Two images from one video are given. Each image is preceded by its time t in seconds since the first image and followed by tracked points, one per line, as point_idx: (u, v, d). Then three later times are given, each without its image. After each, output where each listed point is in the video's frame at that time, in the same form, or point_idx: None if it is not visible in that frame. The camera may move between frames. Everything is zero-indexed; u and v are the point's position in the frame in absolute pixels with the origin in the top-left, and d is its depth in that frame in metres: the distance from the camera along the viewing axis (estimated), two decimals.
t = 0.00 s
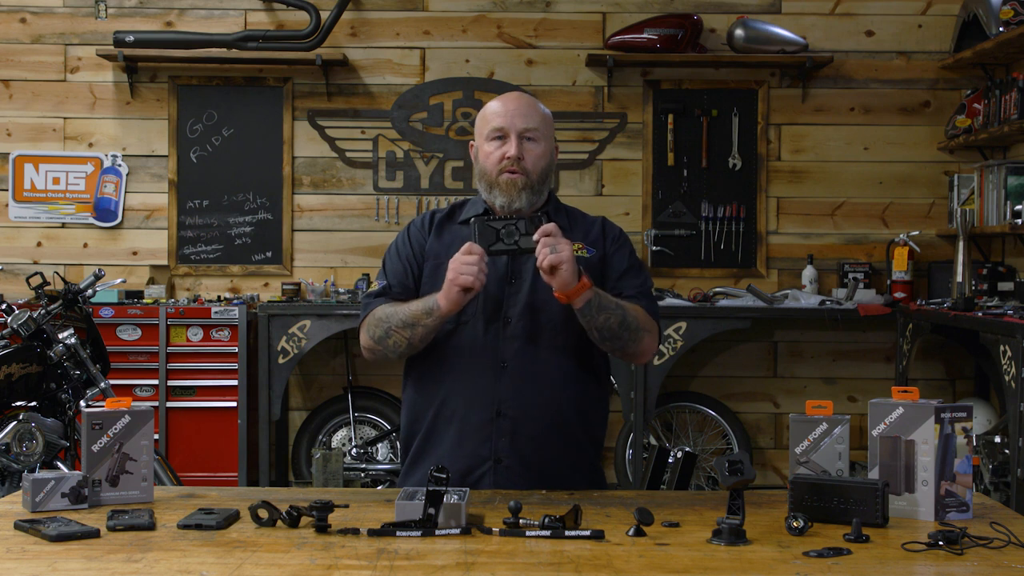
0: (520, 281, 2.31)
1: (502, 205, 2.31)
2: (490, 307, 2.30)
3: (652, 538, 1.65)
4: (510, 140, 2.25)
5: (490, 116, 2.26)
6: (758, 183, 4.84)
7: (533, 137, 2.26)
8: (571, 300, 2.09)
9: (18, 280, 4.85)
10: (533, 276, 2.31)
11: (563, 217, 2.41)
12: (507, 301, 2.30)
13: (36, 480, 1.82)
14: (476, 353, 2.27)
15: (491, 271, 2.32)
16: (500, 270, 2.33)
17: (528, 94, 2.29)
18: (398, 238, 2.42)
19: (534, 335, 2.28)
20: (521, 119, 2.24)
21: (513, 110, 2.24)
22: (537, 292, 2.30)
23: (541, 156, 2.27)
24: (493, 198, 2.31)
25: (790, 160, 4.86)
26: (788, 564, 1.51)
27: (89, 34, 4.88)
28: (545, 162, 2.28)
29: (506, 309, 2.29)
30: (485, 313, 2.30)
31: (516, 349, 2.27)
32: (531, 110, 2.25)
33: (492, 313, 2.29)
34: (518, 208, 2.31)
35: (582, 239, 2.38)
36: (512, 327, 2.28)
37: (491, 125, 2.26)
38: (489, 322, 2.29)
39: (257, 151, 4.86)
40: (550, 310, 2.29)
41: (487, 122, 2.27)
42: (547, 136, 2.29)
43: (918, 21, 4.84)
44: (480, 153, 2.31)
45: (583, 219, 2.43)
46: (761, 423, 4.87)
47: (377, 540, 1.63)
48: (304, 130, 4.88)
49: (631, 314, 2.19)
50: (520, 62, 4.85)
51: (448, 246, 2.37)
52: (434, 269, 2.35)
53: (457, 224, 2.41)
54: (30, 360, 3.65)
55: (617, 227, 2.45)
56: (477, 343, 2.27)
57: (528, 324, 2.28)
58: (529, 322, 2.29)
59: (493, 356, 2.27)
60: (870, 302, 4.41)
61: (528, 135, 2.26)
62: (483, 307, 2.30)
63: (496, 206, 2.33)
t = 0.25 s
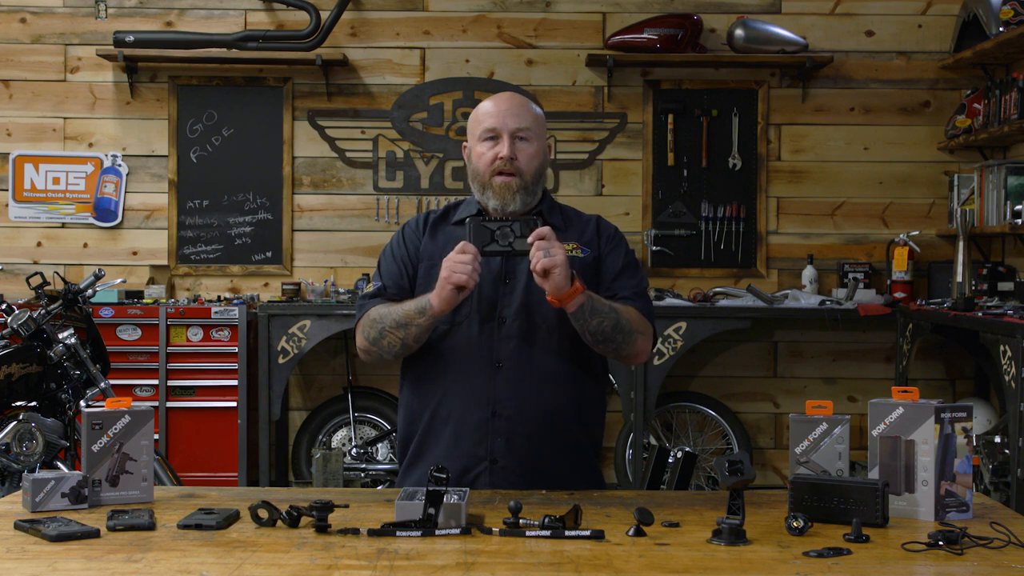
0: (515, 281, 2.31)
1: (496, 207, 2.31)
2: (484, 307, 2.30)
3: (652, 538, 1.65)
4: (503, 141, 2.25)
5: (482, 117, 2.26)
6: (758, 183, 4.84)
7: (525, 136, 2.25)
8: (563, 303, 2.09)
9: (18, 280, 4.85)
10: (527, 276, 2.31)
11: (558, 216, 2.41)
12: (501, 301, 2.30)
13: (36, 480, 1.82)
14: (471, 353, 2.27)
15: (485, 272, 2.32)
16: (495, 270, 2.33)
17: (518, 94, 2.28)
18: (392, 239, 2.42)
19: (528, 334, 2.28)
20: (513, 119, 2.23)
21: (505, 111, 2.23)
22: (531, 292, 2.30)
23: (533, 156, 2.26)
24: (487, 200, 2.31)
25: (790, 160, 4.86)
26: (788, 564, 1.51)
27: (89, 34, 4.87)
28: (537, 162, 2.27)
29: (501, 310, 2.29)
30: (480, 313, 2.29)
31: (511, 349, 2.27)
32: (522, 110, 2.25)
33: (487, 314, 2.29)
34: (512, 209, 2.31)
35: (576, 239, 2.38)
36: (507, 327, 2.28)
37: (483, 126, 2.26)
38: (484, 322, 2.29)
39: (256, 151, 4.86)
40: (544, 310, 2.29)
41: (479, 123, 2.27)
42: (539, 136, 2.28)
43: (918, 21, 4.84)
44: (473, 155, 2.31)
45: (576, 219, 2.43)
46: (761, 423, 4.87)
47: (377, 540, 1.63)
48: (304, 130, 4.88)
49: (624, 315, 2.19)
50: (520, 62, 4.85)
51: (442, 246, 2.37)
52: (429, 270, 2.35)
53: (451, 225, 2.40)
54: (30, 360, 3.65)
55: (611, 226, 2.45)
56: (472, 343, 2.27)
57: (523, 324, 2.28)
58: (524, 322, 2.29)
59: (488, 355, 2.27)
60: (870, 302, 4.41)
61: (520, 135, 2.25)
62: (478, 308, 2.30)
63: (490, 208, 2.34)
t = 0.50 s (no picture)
0: (514, 281, 2.31)
1: (493, 205, 2.30)
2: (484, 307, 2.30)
3: (652, 538, 1.65)
4: (501, 140, 2.25)
5: (481, 116, 2.26)
6: (758, 183, 4.84)
7: (524, 136, 2.26)
8: (558, 307, 2.10)
9: (18, 280, 4.85)
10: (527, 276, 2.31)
11: (557, 215, 2.40)
12: (501, 301, 2.30)
13: (36, 480, 1.82)
14: (470, 353, 2.27)
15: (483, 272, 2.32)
16: (493, 271, 2.32)
17: (517, 94, 2.29)
18: (391, 240, 2.42)
19: (528, 334, 2.28)
20: (511, 118, 2.24)
21: (503, 110, 2.24)
22: (531, 293, 2.30)
23: (532, 155, 2.26)
24: (485, 198, 2.30)
25: (790, 160, 4.86)
26: (788, 564, 1.51)
27: (89, 34, 4.88)
28: (536, 161, 2.27)
29: (500, 310, 2.29)
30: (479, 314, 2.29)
31: (511, 349, 2.27)
32: (521, 109, 2.25)
33: (486, 315, 2.29)
34: (510, 208, 2.29)
35: (575, 238, 2.37)
36: (507, 327, 2.28)
37: (482, 125, 2.26)
38: (483, 323, 2.29)
39: (256, 151, 4.86)
40: (544, 311, 2.29)
41: (477, 122, 2.27)
42: (537, 136, 2.29)
43: (918, 21, 4.84)
44: (471, 155, 2.31)
45: (575, 217, 2.42)
46: (761, 423, 4.87)
47: (377, 540, 1.63)
48: (304, 130, 4.87)
49: (620, 318, 2.18)
50: (520, 62, 4.85)
51: (441, 247, 2.37)
52: (428, 271, 2.35)
53: (450, 225, 2.40)
54: (30, 360, 3.65)
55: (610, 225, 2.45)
56: (471, 343, 2.27)
57: (523, 324, 2.28)
58: (523, 322, 2.28)
59: (488, 356, 2.27)
60: (870, 302, 4.41)
61: (519, 135, 2.26)
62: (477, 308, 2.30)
63: (488, 207, 2.32)
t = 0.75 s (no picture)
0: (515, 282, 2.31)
1: (497, 204, 2.30)
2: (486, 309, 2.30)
3: (652, 538, 1.65)
4: (505, 138, 2.27)
5: (484, 114, 2.28)
6: (758, 183, 4.84)
7: (527, 134, 2.28)
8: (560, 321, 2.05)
9: (18, 280, 4.85)
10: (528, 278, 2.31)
11: (559, 215, 2.39)
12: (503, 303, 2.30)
13: (36, 480, 1.82)
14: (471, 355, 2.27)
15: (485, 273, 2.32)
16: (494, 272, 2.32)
17: (520, 93, 2.31)
18: (392, 241, 2.42)
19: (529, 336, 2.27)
20: (515, 117, 2.26)
21: (507, 108, 2.26)
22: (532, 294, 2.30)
23: (535, 154, 2.28)
24: (488, 197, 2.31)
25: (790, 160, 4.86)
26: (788, 564, 1.51)
27: (89, 34, 4.87)
28: (539, 160, 2.29)
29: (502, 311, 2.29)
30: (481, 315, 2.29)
31: (512, 351, 2.27)
32: (524, 107, 2.27)
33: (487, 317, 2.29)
34: (514, 207, 2.30)
35: (577, 239, 2.36)
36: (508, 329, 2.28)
37: (485, 123, 2.27)
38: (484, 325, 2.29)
39: (256, 151, 4.86)
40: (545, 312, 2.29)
41: (481, 121, 2.29)
42: (540, 135, 2.30)
43: (918, 21, 4.84)
44: (474, 153, 2.32)
45: (577, 217, 2.41)
46: (761, 423, 4.87)
47: (377, 540, 1.63)
48: (304, 130, 4.87)
49: (625, 331, 2.16)
50: (520, 62, 4.85)
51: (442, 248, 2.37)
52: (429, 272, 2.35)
53: (451, 225, 2.40)
54: (30, 360, 3.65)
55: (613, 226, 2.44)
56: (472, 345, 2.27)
57: (524, 326, 2.28)
58: (525, 323, 2.28)
59: (489, 357, 2.27)
60: (870, 303, 4.41)
61: (522, 134, 2.28)
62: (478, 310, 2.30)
63: (491, 205, 2.33)
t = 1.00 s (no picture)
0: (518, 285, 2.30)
1: (503, 200, 2.30)
2: (488, 312, 2.29)
3: (652, 538, 1.65)
4: (515, 134, 2.28)
5: (495, 110, 2.29)
6: (758, 183, 4.84)
7: (538, 132, 2.29)
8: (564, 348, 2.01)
9: (18, 280, 4.85)
10: (531, 280, 2.30)
11: (564, 216, 2.38)
12: (505, 306, 2.29)
13: (36, 480, 1.82)
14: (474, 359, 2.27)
15: (487, 275, 2.31)
16: (497, 275, 2.31)
17: (532, 92, 2.33)
18: (395, 243, 2.41)
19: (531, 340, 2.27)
20: (527, 114, 2.28)
21: (518, 105, 2.27)
22: (535, 298, 2.29)
23: (544, 152, 2.29)
24: (495, 192, 2.30)
25: (789, 160, 4.86)
26: (788, 563, 1.51)
27: (89, 34, 4.88)
28: (548, 158, 2.30)
29: (504, 315, 2.28)
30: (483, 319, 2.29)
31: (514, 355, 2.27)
32: (535, 105, 2.29)
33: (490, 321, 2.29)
34: (520, 204, 2.29)
35: (582, 242, 2.35)
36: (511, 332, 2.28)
37: (495, 119, 2.29)
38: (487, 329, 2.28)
39: (256, 151, 4.86)
40: (548, 316, 2.28)
41: (491, 117, 2.30)
42: (550, 134, 2.32)
43: (918, 21, 4.84)
44: (483, 149, 2.32)
45: (582, 218, 2.40)
46: (761, 423, 4.87)
47: (377, 540, 1.63)
48: (304, 130, 4.87)
49: (625, 349, 2.16)
50: (520, 62, 4.85)
51: (445, 250, 2.36)
52: (432, 274, 2.34)
53: (454, 226, 2.39)
54: (30, 360, 3.65)
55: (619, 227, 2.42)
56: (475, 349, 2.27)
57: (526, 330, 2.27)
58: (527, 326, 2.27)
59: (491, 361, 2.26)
60: (870, 303, 4.42)
61: (533, 131, 2.29)
62: (481, 314, 2.29)
63: (497, 202, 2.32)
